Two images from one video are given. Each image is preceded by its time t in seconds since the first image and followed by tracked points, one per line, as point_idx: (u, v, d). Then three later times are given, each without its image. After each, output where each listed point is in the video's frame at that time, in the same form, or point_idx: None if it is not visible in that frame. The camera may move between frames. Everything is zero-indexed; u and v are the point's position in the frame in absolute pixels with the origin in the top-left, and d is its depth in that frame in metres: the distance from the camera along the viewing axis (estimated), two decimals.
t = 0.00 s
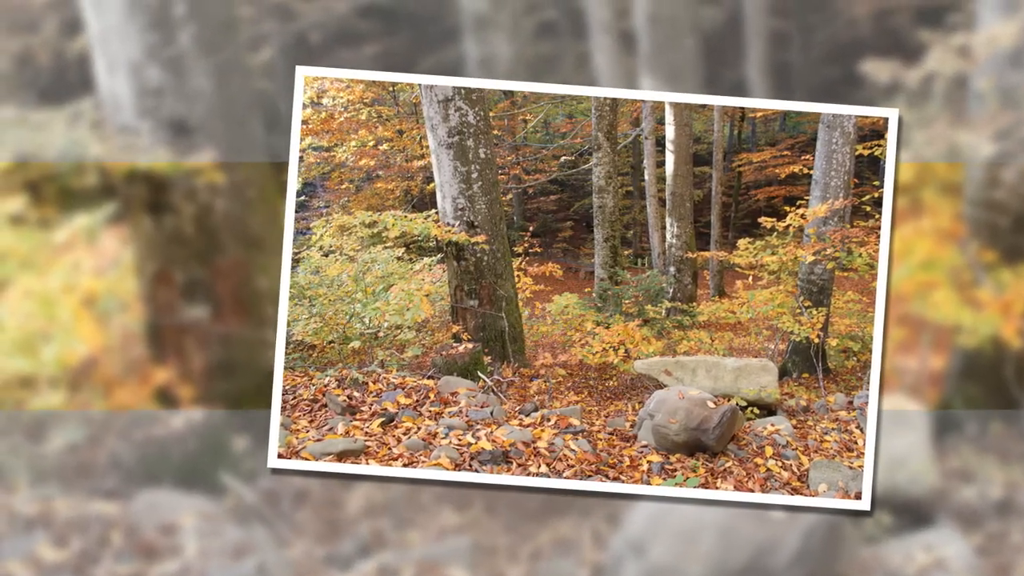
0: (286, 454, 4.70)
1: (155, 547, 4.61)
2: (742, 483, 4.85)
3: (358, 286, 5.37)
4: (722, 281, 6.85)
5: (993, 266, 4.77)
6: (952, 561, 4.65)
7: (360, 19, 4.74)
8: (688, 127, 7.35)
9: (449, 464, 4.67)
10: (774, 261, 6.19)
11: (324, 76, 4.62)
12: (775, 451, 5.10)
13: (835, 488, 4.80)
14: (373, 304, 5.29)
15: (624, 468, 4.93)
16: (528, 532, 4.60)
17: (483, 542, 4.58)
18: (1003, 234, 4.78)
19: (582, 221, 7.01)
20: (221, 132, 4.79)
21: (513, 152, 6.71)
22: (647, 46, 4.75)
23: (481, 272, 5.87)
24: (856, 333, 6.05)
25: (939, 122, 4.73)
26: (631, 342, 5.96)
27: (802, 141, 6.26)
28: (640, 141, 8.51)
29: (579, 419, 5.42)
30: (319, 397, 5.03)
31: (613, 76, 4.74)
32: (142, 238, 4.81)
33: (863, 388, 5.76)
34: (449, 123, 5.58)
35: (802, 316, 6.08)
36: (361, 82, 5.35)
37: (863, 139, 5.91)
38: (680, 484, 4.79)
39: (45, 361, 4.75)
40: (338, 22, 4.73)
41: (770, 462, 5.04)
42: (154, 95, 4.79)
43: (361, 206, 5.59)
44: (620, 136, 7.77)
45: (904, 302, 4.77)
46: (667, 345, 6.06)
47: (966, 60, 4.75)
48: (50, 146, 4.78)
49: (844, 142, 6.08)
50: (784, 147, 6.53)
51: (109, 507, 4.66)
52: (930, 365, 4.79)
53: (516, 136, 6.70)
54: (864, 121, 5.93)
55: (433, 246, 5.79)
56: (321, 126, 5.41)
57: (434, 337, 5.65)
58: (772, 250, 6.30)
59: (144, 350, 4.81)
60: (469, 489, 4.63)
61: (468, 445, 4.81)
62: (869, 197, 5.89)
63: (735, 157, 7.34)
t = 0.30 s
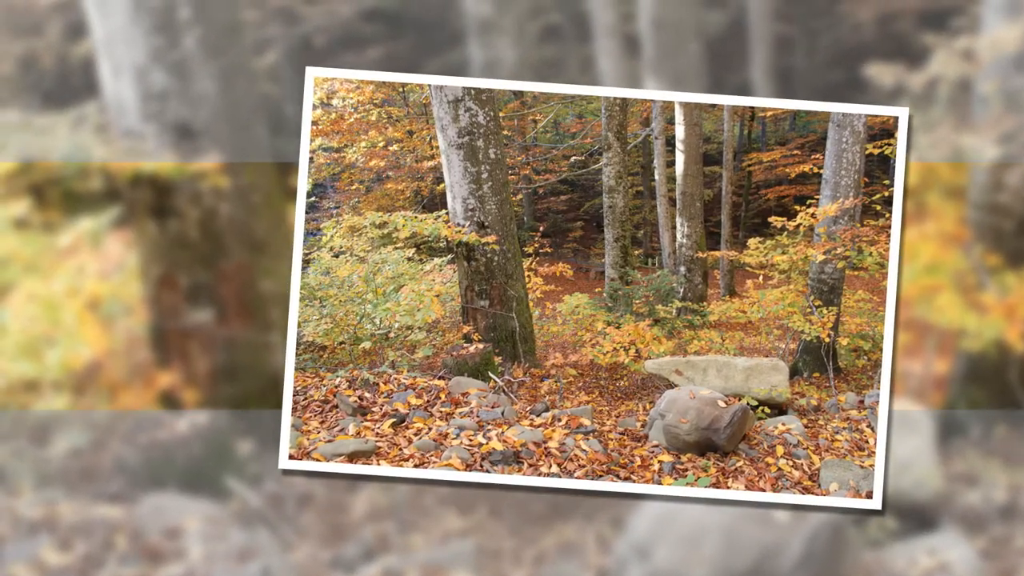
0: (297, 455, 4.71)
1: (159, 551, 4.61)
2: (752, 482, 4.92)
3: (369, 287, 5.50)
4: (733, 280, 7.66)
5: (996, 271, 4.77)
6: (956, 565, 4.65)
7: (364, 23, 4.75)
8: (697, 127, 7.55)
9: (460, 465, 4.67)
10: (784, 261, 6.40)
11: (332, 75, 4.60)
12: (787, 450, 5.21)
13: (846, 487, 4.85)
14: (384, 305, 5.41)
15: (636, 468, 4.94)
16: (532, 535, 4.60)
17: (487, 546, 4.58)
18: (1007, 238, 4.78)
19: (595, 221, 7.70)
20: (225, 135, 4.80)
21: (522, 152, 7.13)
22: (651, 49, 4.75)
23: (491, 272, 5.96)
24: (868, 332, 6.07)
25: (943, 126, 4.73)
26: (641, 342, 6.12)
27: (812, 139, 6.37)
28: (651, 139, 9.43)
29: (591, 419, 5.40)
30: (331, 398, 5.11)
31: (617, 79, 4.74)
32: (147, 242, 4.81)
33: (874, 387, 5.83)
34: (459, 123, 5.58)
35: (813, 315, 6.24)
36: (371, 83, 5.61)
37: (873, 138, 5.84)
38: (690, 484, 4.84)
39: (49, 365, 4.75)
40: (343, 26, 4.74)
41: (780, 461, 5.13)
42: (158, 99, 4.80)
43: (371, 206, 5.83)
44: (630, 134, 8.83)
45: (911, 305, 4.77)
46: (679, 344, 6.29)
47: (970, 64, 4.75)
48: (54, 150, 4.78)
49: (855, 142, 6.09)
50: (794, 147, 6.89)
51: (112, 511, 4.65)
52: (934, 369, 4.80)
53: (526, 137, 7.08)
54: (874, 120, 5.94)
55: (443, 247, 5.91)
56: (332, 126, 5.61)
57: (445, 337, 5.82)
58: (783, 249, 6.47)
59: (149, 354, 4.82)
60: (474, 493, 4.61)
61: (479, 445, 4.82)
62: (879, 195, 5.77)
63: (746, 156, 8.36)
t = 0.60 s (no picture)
0: (308, 456, 4.72)
1: (164, 554, 4.62)
2: (764, 482, 4.92)
3: (379, 287, 5.41)
4: (744, 279, 6.65)
5: (1000, 274, 4.77)
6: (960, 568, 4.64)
7: (369, 27, 4.75)
8: (707, 126, 7.61)
9: (471, 465, 4.67)
10: (795, 261, 6.18)
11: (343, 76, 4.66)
12: (798, 450, 5.18)
13: (857, 487, 4.86)
14: (394, 305, 5.36)
15: (647, 468, 4.92)
16: (537, 539, 4.59)
17: (491, 550, 4.58)
18: (1012, 242, 4.79)
19: (604, 221, 7.03)
20: (230, 139, 4.80)
21: (533, 152, 6.51)
22: (655, 53, 4.75)
23: (502, 272, 5.91)
24: (878, 331, 5.88)
25: (947, 130, 4.74)
26: (652, 342, 5.94)
27: (822, 140, 6.28)
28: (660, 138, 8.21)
29: (602, 419, 5.34)
30: (341, 399, 5.08)
31: (621, 84, 4.74)
32: (151, 246, 4.81)
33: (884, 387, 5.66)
34: (469, 124, 5.61)
35: (823, 314, 6.04)
36: (381, 84, 5.22)
37: (883, 137, 5.75)
38: (701, 484, 4.84)
39: (53, 369, 4.75)
40: (347, 29, 4.74)
41: (791, 460, 5.11)
42: (162, 103, 4.80)
43: (381, 208, 5.52)
44: (641, 136, 7.98)
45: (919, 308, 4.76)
46: (691, 343, 6.08)
47: (973, 68, 4.75)
48: (58, 154, 4.78)
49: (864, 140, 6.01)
50: (803, 146, 6.57)
51: (116, 515, 4.65)
52: (938, 373, 4.80)
53: (537, 137, 6.55)
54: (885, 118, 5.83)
55: (454, 247, 5.80)
56: (341, 128, 5.28)
57: (455, 337, 5.70)
58: (793, 249, 6.29)
59: (153, 357, 4.81)
60: (479, 497, 4.61)
61: (490, 445, 4.83)
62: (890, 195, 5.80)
63: (757, 155, 7.40)
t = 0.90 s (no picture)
0: (319, 457, 4.73)
1: (169, 559, 4.62)
2: (775, 481, 4.93)
3: (390, 288, 5.32)
4: (754, 279, 6.52)
5: (1005, 278, 4.77)
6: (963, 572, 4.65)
7: (374, 31, 4.75)
8: (717, 126, 7.43)
9: (482, 466, 4.69)
10: (805, 260, 6.16)
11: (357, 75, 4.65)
12: (810, 449, 5.15)
13: (868, 486, 4.86)
14: (404, 306, 5.26)
15: (658, 467, 4.93)
16: (541, 543, 4.60)
17: (496, 554, 4.58)
18: (1015, 246, 4.80)
19: (614, 221, 6.84)
20: (235, 143, 4.80)
21: (542, 152, 6.38)
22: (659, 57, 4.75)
23: (512, 273, 5.83)
24: (887, 329, 5.96)
25: (951, 133, 4.73)
26: (663, 342, 5.86)
27: (833, 139, 6.20)
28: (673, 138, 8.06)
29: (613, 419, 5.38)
30: (352, 400, 5.06)
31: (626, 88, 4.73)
32: (156, 249, 4.81)
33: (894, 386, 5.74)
34: (479, 125, 5.60)
35: (834, 314, 6.03)
36: (391, 85, 5.19)
37: (893, 136, 5.77)
38: (713, 484, 4.84)
39: (58, 373, 4.75)
40: (351, 33, 4.75)
41: (802, 459, 5.10)
42: (167, 107, 4.81)
43: (391, 208, 5.44)
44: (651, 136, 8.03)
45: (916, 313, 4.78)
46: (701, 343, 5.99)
47: (977, 72, 4.75)
48: (63, 158, 4.78)
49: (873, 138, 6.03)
50: (813, 146, 6.43)
51: (122, 519, 4.66)
52: (942, 377, 4.81)
53: (546, 136, 6.48)
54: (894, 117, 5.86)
55: (464, 248, 5.74)
56: (352, 129, 5.26)
57: (466, 338, 5.65)
58: (803, 248, 6.25)
59: (158, 361, 4.81)
60: (483, 501, 4.61)
61: (501, 445, 4.85)
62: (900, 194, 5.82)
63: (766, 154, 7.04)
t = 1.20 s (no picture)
0: (329, 458, 4.70)
1: (172, 563, 4.61)
2: (787, 481, 4.87)
3: (400, 288, 5.24)
4: (765, 279, 6.41)
5: (1009, 282, 4.77)
6: None
7: (378, 34, 4.76)
8: (727, 125, 7.06)
9: (494, 466, 4.65)
10: (816, 259, 6.04)
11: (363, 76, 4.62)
12: (821, 449, 5.07)
13: (880, 484, 4.79)
14: (415, 308, 5.19)
15: (669, 467, 4.88)
16: (546, 547, 4.60)
17: (500, 558, 4.58)
18: (1020, 250, 4.80)
19: (622, 222, 6.62)
20: (238, 147, 4.80)
21: (555, 153, 6.30)
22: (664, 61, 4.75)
23: (523, 273, 5.73)
24: (898, 329, 5.89)
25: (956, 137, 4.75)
26: (674, 341, 5.73)
27: (842, 138, 6.01)
28: (680, 140, 7.99)
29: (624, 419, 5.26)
30: (363, 401, 5.00)
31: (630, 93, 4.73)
32: (160, 253, 4.81)
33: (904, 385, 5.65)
34: (489, 125, 5.47)
35: (844, 313, 5.91)
36: (401, 85, 5.17)
37: (903, 134, 5.67)
38: (725, 484, 4.79)
39: (62, 377, 4.75)
40: (356, 37, 4.75)
41: (813, 459, 5.03)
42: (171, 110, 4.80)
43: (402, 209, 5.36)
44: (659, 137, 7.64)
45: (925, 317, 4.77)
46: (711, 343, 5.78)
47: (982, 76, 4.75)
48: (66, 161, 4.78)
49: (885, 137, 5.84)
50: (823, 146, 6.19)
51: (125, 523, 4.65)
52: (947, 381, 4.82)
53: (556, 137, 6.42)
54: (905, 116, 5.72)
55: (474, 249, 5.67)
56: (362, 131, 5.14)
57: (477, 339, 5.48)
58: (813, 248, 6.09)
59: (162, 364, 4.81)
60: (488, 505, 4.60)
61: (512, 445, 4.80)
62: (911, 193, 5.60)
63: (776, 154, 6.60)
